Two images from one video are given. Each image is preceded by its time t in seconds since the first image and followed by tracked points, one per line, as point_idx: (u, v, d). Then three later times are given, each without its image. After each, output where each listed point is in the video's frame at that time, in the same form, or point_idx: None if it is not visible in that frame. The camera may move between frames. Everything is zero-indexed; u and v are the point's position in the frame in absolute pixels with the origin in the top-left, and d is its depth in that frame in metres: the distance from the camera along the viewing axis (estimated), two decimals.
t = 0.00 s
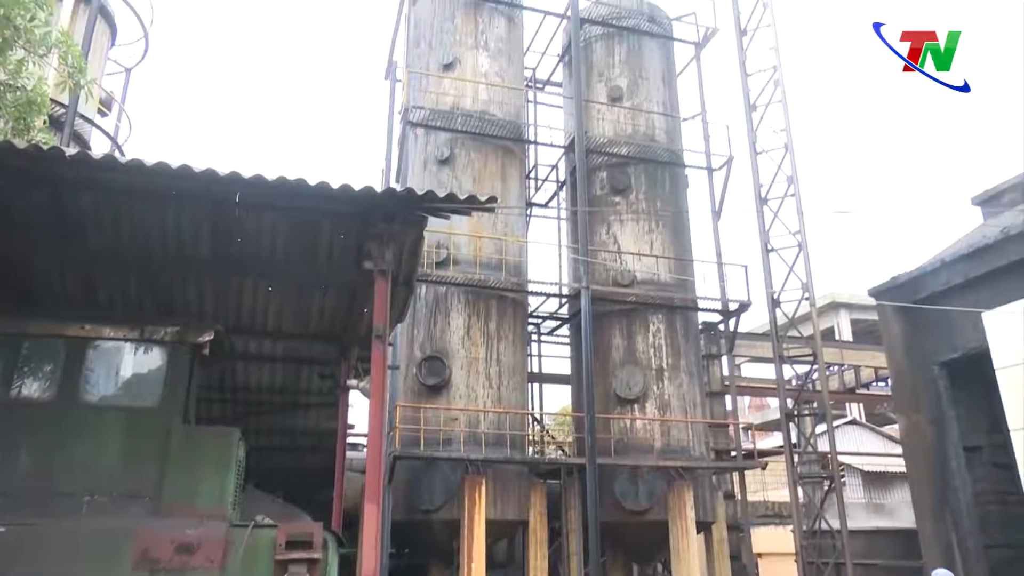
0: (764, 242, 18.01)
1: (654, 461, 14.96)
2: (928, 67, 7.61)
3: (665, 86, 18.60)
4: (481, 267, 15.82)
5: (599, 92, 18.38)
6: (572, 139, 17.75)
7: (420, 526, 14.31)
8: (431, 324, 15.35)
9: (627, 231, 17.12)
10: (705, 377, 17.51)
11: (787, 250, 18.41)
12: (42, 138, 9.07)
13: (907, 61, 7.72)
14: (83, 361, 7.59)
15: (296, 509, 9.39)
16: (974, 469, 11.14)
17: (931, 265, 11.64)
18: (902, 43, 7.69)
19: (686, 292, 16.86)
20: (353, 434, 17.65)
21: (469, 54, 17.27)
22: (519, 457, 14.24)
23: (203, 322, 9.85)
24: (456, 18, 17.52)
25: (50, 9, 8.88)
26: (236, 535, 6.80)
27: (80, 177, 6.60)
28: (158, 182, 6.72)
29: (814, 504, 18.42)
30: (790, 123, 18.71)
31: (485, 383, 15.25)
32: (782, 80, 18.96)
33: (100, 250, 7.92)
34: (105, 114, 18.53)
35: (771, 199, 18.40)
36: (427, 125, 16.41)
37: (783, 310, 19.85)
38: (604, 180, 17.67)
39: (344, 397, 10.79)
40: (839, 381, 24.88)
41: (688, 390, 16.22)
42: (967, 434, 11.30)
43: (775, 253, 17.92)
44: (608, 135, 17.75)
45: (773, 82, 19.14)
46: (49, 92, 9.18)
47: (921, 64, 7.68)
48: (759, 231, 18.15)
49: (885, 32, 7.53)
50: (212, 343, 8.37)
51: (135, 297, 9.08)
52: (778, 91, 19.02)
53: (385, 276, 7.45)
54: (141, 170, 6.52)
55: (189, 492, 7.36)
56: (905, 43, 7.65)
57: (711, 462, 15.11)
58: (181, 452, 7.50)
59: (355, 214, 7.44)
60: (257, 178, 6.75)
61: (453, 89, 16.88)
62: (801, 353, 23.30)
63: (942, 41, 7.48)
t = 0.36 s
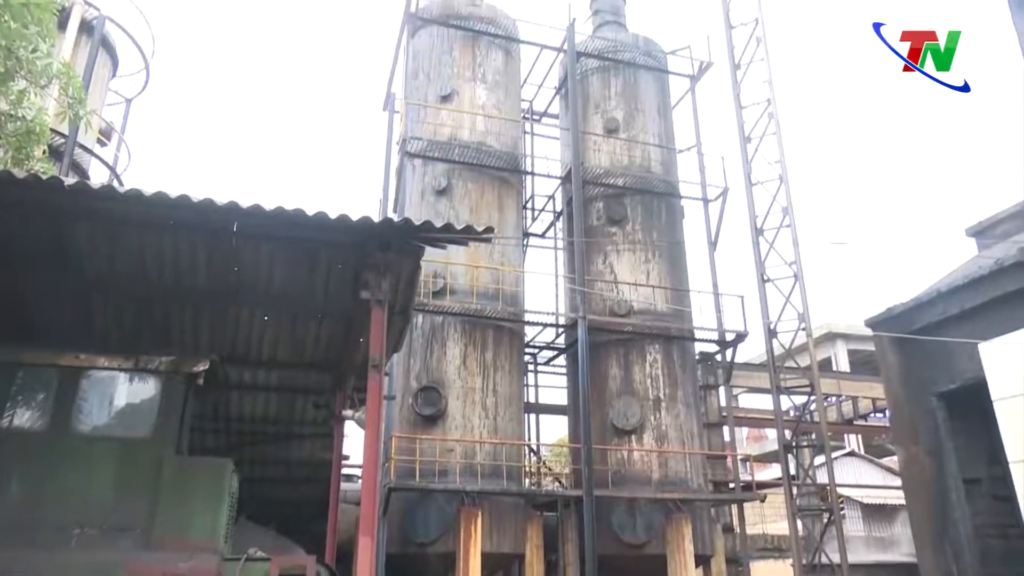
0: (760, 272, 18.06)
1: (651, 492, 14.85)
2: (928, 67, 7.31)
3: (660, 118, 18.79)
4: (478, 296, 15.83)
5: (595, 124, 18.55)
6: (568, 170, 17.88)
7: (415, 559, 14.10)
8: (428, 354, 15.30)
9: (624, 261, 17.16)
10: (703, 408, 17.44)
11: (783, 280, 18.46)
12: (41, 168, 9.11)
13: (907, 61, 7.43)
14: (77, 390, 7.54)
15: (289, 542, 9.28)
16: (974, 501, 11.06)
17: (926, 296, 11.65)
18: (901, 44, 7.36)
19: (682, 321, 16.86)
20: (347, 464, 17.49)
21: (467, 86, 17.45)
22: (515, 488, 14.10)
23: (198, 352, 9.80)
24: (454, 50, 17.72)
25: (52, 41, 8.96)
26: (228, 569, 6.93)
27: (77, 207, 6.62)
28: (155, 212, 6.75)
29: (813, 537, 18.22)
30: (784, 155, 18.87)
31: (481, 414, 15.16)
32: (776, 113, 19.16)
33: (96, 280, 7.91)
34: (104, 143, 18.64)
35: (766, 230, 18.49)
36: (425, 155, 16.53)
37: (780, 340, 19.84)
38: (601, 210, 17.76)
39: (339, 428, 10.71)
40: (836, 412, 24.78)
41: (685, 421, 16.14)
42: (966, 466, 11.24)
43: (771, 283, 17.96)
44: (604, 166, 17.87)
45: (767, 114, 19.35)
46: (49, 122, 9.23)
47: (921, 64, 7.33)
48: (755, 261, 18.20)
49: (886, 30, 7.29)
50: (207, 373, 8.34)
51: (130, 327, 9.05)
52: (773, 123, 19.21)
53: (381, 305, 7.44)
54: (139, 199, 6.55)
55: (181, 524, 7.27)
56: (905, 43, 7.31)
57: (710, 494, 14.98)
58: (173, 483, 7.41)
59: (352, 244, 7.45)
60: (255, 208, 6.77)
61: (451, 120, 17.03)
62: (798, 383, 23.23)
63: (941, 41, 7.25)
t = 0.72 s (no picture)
0: (757, 304, 18.09)
1: (650, 526, 14.76)
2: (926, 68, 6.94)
3: (656, 152, 18.96)
4: (476, 327, 15.83)
5: (592, 157, 18.71)
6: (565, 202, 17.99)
7: None
8: (425, 386, 15.22)
9: (621, 292, 17.19)
10: (701, 440, 17.34)
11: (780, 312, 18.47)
12: (41, 199, 9.17)
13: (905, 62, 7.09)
14: (71, 422, 7.52)
15: None
16: (976, 535, 10.95)
17: (924, 328, 11.63)
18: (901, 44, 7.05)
19: (680, 353, 16.85)
20: (343, 497, 17.31)
21: (465, 118, 17.62)
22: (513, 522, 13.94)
23: (194, 383, 9.74)
24: (453, 83, 17.93)
25: (55, 74, 9.08)
26: None
27: (77, 238, 6.65)
28: (154, 243, 6.77)
29: (815, 572, 18.01)
30: (780, 187, 19.01)
31: (478, 445, 15.04)
32: (771, 146, 19.34)
33: (93, 310, 7.91)
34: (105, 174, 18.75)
35: (763, 261, 18.56)
36: (423, 187, 16.63)
37: (778, 372, 19.80)
38: (598, 241, 17.84)
39: (335, 460, 10.60)
40: (835, 444, 24.65)
41: (684, 453, 16.02)
42: (967, 500, 11.16)
43: (768, 315, 17.97)
44: (601, 199, 17.98)
45: (763, 147, 19.55)
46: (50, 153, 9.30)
47: (920, 65, 6.97)
48: (752, 292, 18.24)
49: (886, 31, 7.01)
50: (202, 405, 8.32)
51: (126, 358, 9.02)
52: (768, 156, 19.39)
53: (378, 336, 7.44)
54: (139, 230, 6.57)
55: (174, 557, 7.17)
56: (905, 43, 6.99)
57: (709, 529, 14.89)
58: (166, 514, 7.33)
59: (350, 275, 7.46)
60: (253, 239, 6.79)
61: (450, 153, 17.17)
62: (797, 415, 23.13)
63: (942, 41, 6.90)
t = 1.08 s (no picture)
0: (757, 333, 18.07)
1: (650, 558, 14.64)
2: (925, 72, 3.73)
3: (655, 181, 19.09)
4: (475, 356, 15.79)
5: (591, 187, 18.83)
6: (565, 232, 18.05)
7: None
8: (424, 415, 15.14)
9: (621, 322, 17.17)
10: (702, 471, 17.20)
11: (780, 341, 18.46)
12: (42, 228, 9.20)
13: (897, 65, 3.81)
14: (67, 452, 7.49)
15: None
16: (980, 567, 10.84)
17: (924, 357, 11.58)
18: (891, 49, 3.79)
19: (680, 383, 16.79)
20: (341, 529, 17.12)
21: (465, 149, 17.75)
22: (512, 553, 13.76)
23: (191, 413, 9.69)
24: (453, 114, 18.10)
25: (60, 105, 9.16)
26: None
27: (77, 268, 6.66)
28: (153, 272, 6.78)
29: None
30: (778, 217, 19.11)
31: (477, 476, 14.91)
32: (769, 176, 19.48)
33: (92, 339, 7.89)
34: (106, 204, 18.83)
35: (762, 290, 18.58)
36: (423, 217, 16.70)
37: (779, 402, 19.70)
38: (597, 270, 17.88)
39: (332, 490, 10.49)
40: (837, 475, 24.44)
41: (685, 484, 15.88)
42: (971, 531, 11.06)
43: (768, 344, 17.94)
44: (600, 228, 18.05)
45: (760, 178, 19.70)
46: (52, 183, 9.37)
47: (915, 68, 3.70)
48: (751, 322, 18.24)
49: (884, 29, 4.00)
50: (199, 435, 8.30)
51: (124, 387, 8.98)
52: (765, 186, 19.50)
53: (377, 365, 7.41)
54: (138, 259, 6.59)
55: None
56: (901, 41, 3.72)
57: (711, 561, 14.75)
58: (160, 546, 7.26)
59: (350, 304, 7.45)
60: (253, 268, 6.81)
61: (449, 183, 17.27)
62: (799, 445, 22.96)
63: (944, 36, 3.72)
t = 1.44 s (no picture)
0: (757, 360, 18.05)
1: None
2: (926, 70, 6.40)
3: (653, 208, 19.17)
4: (474, 382, 15.75)
5: (590, 214, 18.92)
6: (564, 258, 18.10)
7: None
8: (422, 442, 15.05)
9: (620, 348, 17.15)
10: (703, 499, 17.05)
11: (780, 367, 18.43)
12: (42, 253, 9.23)
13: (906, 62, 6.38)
14: (62, 478, 7.47)
15: None
16: None
17: (923, 384, 11.53)
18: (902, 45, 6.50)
19: (680, 409, 16.73)
20: (338, 557, 16.94)
21: (464, 175, 17.86)
22: None
23: (188, 439, 9.62)
24: (453, 141, 18.24)
25: (63, 133, 9.24)
26: None
27: (77, 294, 6.68)
28: (154, 297, 6.78)
29: None
30: (776, 244, 19.18)
31: (476, 503, 14.79)
32: (767, 204, 19.59)
33: (90, 364, 7.87)
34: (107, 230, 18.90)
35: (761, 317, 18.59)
36: (423, 243, 16.77)
37: (780, 429, 19.59)
38: (597, 296, 17.90)
39: (329, 518, 10.38)
40: (839, 503, 24.22)
41: (685, 512, 15.75)
42: (975, 560, 10.94)
43: (768, 371, 17.90)
44: (599, 255, 18.09)
45: (758, 205, 19.81)
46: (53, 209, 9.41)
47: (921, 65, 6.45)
48: (751, 348, 18.22)
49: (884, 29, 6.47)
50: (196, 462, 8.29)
51: (121, 413, 8.93)
52: (763, 213, 19.62)
53: (376, 391, 7.37)
54: (138, 285, 6.60)
55: None
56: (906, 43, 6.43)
57: None
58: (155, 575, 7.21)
59: (349, 330, 7.45)
60: (253, 293, 6.82)
61: (449, 209, 17.36)
62: (801, 473, 22.79)
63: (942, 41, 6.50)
